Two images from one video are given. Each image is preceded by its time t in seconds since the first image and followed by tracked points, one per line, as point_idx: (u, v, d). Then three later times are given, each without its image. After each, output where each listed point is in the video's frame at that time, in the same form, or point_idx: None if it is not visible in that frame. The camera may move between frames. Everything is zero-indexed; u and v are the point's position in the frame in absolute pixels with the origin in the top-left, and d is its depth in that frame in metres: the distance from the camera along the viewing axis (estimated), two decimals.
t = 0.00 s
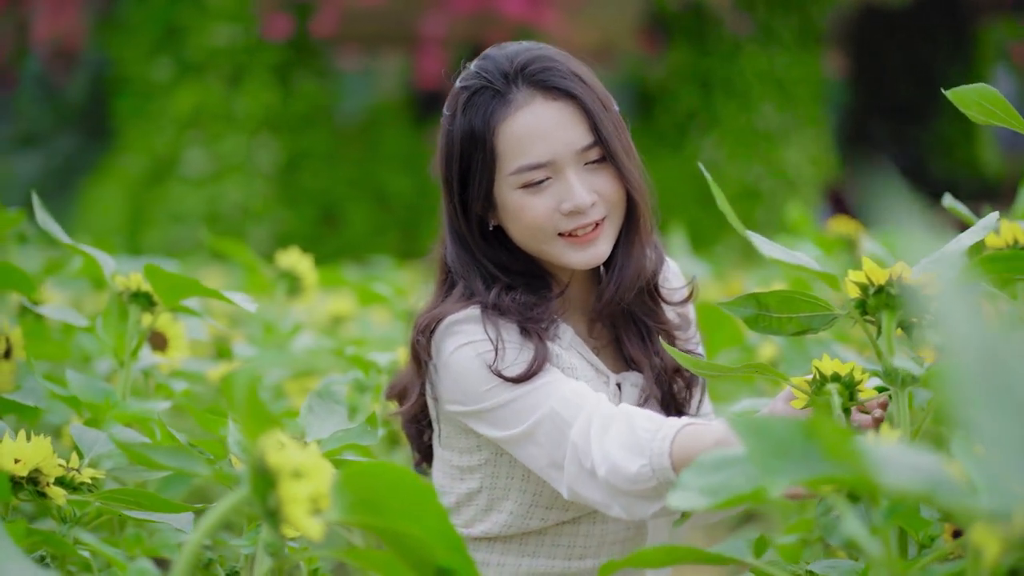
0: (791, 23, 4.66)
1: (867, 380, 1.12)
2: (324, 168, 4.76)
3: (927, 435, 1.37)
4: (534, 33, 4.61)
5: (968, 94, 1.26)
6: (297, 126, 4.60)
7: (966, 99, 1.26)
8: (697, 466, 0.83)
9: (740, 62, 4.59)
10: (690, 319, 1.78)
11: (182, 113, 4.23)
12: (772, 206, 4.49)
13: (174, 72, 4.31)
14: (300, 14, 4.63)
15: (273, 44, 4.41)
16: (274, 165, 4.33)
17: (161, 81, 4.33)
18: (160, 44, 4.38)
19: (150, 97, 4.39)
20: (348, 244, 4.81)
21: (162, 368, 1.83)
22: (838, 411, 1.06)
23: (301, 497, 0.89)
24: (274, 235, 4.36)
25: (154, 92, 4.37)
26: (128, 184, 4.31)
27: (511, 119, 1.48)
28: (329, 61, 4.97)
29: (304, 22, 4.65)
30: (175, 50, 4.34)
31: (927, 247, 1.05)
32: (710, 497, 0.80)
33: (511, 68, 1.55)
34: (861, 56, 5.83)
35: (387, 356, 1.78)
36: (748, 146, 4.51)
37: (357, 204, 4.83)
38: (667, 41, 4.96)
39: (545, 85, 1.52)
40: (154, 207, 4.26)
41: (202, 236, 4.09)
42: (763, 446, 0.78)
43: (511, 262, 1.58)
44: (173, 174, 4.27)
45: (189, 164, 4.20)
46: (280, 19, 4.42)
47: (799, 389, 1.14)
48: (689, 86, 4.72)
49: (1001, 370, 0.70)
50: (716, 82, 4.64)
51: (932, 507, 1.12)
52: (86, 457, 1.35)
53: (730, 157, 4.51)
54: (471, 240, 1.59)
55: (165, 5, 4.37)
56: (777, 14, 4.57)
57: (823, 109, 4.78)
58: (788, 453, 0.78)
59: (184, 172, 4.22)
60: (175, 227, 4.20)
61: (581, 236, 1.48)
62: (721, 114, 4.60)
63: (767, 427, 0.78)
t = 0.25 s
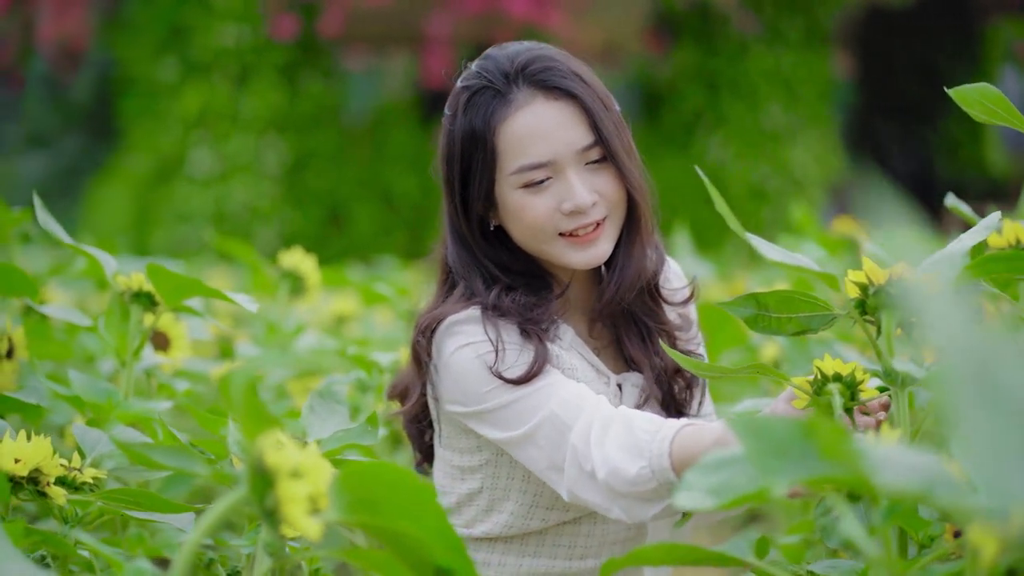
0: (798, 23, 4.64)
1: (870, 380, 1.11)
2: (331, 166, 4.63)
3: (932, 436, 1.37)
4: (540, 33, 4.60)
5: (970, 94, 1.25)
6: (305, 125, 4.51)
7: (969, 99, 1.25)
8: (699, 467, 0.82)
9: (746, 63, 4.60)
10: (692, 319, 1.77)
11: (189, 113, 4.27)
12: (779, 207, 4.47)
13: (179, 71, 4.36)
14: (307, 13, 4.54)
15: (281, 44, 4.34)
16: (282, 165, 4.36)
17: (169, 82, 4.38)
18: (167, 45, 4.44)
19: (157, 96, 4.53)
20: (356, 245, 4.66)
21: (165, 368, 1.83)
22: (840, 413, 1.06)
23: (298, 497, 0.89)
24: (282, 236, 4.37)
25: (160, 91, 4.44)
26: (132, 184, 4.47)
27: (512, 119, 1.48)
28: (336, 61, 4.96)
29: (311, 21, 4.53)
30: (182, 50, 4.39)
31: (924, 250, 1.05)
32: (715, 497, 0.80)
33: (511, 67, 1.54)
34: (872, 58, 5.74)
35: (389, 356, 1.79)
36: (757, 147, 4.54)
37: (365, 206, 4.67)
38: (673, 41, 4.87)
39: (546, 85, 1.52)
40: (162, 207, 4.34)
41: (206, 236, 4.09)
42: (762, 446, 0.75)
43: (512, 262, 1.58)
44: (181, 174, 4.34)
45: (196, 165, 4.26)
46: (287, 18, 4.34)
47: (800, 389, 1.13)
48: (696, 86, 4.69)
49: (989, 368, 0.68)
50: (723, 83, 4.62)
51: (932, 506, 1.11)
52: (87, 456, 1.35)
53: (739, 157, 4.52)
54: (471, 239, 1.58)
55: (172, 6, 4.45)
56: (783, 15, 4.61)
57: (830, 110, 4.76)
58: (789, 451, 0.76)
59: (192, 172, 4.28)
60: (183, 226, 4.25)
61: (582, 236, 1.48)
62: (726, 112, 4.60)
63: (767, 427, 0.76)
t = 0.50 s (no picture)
0: (804, 23, 4.62)
1: (874, 380, 1.11)
2: (338, 165, 4.65)
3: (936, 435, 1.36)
4: (546, 32, 4.59)
5: (972, 93, 1.24)
6: (310, 125, 4.51)
7: (971, 98, 1.24)
8: (698, 460, 0.82)
9: (752, 62, 4.59)
10: (693, 319, 1.77)
11: (195, 113, 4.24)
12: (785, 207, 4.45)
13: (187, 72, 4.29)
14: (313, 13, 4.56)
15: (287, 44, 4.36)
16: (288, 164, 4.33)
17: (175, 82, 4.31)
18: (173, 46, 4.35)
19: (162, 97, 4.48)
20: (362, 244, 4.71)
21: (167, 368, 1.82)
22: (843, 413, 1.06)
23: (296, 496, 0.89)
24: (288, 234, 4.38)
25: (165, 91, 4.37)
26: (142, 186, 4.33)
27: (513, 118, 1.48)
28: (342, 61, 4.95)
29: (317, 22, 4.56)
30: (189, 50, 4.31)
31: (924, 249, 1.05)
32: (712, 489, 0.80)
33: (513, 66, 1.55)
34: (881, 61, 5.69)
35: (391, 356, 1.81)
36: (761, 147, 4.49)
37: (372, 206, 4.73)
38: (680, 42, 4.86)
39: (547, 84, 1.52)
40: (166, 208, 4.26)
41: (212, 236, 4.09)
42: (760, 445, 0.74)
43: (513, 262, 1.58)
44: (186, 174, 4.28)
45: (203, 164, 4.21)
46: (293, 19, 4.35)
47: (807, 387, 1.13)
48: (701, 86, 4.68)
49: (978, 363, 0.66)
50: (729, 83, 4.60)
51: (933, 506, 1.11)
52: (88, 457, 1.35)
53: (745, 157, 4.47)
54: (473, 238, 1.58)
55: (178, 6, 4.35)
56: (789, 15, 4.59)
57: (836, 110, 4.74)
58: (787, 451, 0.75)
59: (198, 171, 4.24)
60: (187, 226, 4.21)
61: (583, 236, 1.48)
62: (733, 112, 4.57)
63: (765, 427, 0.75)
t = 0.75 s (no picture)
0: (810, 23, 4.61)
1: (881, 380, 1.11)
2: (345, 165, 4.59)
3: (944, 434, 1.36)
4: (551, 32, 4.58)
5: (975, 93, 1.23)
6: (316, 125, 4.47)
7: (974, 98, 1.24)
8: (704, 460, 0.82)
9: (759, 63, 4.59)
10: (696, 319, 1.76)
11: (203, 113, 4.27)
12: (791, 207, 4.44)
13: (193, 72, 4.32)
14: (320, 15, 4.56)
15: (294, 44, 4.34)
16: (294, 164, 4.36)
17: (182, 82, 4.35)
18: (179, 46, 4.38)
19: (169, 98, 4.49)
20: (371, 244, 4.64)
21: (172, 367, 1.83)
22: (850, 412, 1.06)
23: (297, 496, 0.89)
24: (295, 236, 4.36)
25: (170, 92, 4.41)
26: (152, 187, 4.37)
27: (514, 116, 1.48)
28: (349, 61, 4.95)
29: (324, 23, 4.56)
30: (195, 50, 4.34)
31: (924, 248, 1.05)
32: (712, 493, 0.80)
33: (514, 66, 1.55)
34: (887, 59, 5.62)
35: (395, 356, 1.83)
36: (771, 147, 4.53)
37: (379, 207, 4.66)
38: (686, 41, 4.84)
39: (549, 83, 1.52)
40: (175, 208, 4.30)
41: (216, 236, 4.14)
42: (759, 444, 0.74)
43: (514, 261, 1.58)
44: (194, 173, 4.33)
45: (210, 164, 4.26)
46: (300, 20, 4.33)
47: (816, 386, 1.12)
48: (709, 88, 4.61)
49: (978, 362, 0.65)
50: (736, 83, 4.59)
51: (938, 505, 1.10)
52: (91, 456, 1.35)
53: (752, 156, 4.49)
54: (475, 238, 1.59)
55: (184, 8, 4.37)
56: (796, 15, 4.62)
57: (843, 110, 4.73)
58: (788, 450, 0.75)
59: (205, 171, 4.28)
60: (195, 225, 4.26)
61: (585, 235, 1.47)
62: (740, 113, 4.55)
63: (764, 426, 0.75)
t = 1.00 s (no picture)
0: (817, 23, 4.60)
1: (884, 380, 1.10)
2: (352, 166, 4.61)
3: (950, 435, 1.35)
4: (558, 32, 4.57)
5: (980, 92, 1.22)
6: (323, 125, 4.48)
7: (979, 97, 1.23)
8: (725, 467, 0.80)
9: (766, 63, 4.58)
10: (700, 318, 1.75)
11: (210, 113, 4.25)
12: (797, 207, 4.42)
13: (200, 72, 4.30)
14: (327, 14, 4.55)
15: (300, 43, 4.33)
16: (301, 164, 4.35)
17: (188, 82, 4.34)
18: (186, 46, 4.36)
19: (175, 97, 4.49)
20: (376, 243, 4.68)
21: (176, 367, 1.82)
22: (853, 414, 1.05)
23: (298, 495, 0.89)
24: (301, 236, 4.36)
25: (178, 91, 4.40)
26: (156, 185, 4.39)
27: (516, 115, 1.48)
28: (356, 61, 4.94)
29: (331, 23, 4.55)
30: (202, 50, 4.33)
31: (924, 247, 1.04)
32: (747, 502, 0.77)
33: (516, 64, 1.54)
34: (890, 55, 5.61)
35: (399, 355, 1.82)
36: (778, 147, 4.49)
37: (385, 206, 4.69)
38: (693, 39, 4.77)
39: (550, 81, 1.52)
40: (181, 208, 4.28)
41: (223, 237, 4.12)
42: (759, 443, 0.74)
43: (516, 260, 1.58)
44: (201, 173, 4.31)
45: (217, 164, 4.24)
46: (307, 19, 4.33)
47: (817, 387, 1.12)
48: (715, 87, 4.64)
49: (975, 360, 0.64)
50: (743, 83, 4.58)
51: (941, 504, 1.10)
52: (93, 456, 1.35)
53: (759, 157, 4.47)
54: (477, 237, 1.58)
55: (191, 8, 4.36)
56: (803, 15, 4.58)
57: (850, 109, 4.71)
58: (790, 449, 0.74)
59: (212, 171, 4.26)
60: (200, 226, 4.25)
61: (587, 233, 1.47)
62: (746, 112, 4.55)
63: (766, 425, 0.74)
